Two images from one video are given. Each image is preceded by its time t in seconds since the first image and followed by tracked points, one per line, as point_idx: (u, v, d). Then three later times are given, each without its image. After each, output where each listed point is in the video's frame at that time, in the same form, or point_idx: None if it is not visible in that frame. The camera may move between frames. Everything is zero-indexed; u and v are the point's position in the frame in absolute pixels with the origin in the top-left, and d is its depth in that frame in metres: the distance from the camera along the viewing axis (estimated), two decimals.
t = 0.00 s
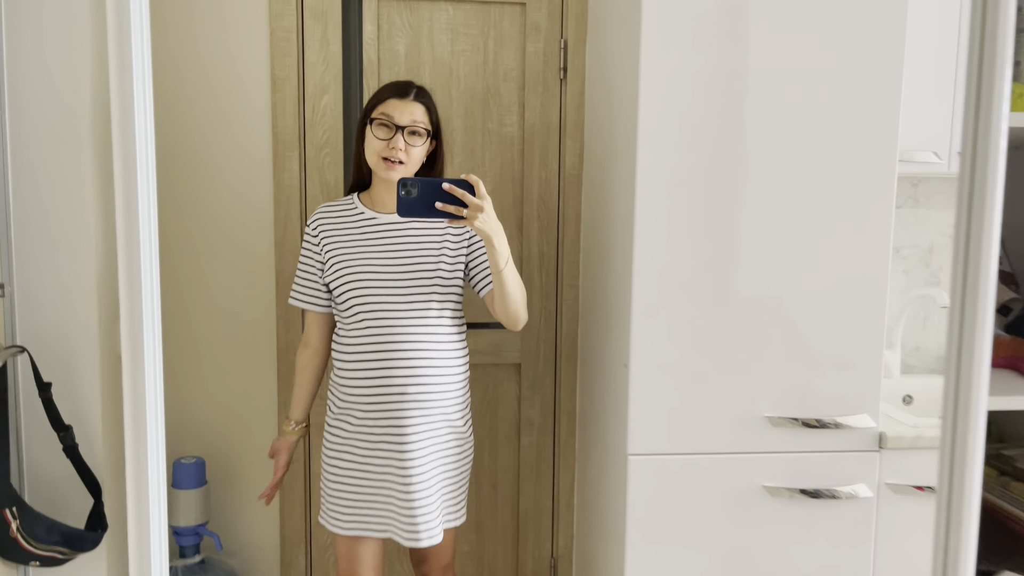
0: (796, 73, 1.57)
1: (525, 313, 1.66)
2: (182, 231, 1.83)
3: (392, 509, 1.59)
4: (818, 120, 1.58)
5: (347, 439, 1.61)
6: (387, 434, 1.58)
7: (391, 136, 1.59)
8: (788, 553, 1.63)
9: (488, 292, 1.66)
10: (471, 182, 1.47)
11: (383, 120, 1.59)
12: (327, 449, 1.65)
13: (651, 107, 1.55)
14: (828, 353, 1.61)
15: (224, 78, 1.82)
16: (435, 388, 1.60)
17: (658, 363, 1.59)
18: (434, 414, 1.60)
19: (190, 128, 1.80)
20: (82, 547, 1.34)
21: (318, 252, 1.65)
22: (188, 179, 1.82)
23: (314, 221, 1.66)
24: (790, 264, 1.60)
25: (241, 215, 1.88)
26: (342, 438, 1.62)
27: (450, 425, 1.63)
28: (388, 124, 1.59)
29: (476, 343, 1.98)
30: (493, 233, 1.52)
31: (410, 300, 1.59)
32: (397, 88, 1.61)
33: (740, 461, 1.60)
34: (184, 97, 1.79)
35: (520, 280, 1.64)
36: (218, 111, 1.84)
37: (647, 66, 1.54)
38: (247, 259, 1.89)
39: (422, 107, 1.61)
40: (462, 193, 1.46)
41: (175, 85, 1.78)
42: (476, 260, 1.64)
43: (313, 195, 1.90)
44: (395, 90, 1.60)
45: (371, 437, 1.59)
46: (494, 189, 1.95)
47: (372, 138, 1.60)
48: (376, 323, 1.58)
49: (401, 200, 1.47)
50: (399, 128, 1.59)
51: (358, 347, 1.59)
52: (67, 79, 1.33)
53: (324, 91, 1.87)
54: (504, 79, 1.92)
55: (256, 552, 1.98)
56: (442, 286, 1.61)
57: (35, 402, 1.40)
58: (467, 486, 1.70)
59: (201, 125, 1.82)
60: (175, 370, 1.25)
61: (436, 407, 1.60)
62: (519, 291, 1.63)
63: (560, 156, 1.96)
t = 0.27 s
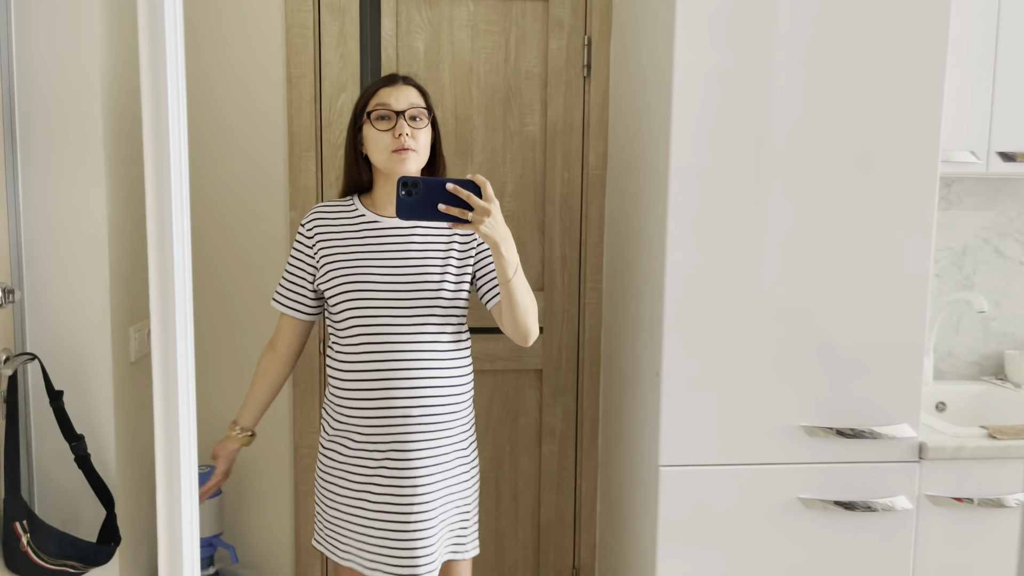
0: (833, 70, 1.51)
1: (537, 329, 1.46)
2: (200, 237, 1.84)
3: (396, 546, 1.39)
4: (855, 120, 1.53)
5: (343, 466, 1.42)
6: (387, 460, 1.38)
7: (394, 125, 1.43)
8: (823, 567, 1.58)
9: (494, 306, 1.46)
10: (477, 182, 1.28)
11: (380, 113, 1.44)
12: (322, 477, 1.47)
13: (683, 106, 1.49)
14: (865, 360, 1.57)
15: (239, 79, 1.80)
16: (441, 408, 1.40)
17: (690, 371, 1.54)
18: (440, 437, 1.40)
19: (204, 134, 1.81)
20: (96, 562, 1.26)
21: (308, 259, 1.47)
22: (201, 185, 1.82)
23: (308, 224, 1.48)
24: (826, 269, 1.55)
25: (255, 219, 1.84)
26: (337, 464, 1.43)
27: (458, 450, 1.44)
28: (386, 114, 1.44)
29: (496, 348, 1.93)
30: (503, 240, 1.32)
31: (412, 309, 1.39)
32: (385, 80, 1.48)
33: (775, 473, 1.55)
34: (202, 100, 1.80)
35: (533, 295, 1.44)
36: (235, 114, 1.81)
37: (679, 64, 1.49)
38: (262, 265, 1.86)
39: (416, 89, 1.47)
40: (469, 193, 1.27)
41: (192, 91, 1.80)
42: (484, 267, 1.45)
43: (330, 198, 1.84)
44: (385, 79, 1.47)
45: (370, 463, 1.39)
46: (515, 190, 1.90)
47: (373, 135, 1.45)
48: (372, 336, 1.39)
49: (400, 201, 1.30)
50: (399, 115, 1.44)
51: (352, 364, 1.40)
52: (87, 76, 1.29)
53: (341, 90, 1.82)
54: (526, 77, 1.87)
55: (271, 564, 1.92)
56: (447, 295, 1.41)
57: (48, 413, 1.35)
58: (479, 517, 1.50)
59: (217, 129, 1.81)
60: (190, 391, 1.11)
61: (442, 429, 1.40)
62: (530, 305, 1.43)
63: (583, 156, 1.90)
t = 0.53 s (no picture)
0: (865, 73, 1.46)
1: (562, 336, 1.36)
2: (206, 239, 1.78)
3: None
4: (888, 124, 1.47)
5: (350, 490, 1.32)
6: (399, 484, 1.28)
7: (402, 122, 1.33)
8: None
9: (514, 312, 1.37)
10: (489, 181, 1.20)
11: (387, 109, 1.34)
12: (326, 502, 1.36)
13: (709, 108, 1.44)
14: (894, 374, 1.51)
15: (249, 77, 1.75)
16: (455, 427, 1.30)
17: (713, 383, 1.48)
18: (455, 458, 1.30)
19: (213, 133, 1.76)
20: None
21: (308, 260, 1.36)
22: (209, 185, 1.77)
23: (311, 227, 1.36)
24: (856, 279, 1.49)
25: (264, 222, 1.79)
26: (344, 488, 1.33)
27: (474, 471, 1.33)
28: (393, 110, 1.34)
29: (510, 356, 1.87)
30: (520, 241, 1.23)
31: (424, 320, 1.29)
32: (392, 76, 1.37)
33: (801, 491, 1.50)
34: (210, 99, 1.75)
35: (556, 299, 1.34)
36: (243, 112, 1.76)
37: (705, 66, 1.43)
38: (270, 268, 1.81)
39: (426, 82, 1.36)
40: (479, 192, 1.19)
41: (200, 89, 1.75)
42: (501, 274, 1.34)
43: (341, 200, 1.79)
44: (393, 72, 1.38)
45: (380, 486, 1.29)
46: (531, 194, 1.84)
47: (378, 132, 1.35)
48: (381, 348, 1.28)
49: (406, 205, 1.22)
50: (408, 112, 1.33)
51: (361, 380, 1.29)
52: (93, 69, 1.25)
53: (353, 90, 1.77)
54: (544, 78, 1.81)
55: None
56: (461, 305, 1.31)
57: (48, 421, 1.29)
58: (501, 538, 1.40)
59: (226, 128, 1.76)
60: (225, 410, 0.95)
61: (457, 450, 1.30)
62: (553, 311, 1.33)
63: (602, 160, 1.85)
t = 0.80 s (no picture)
0: (888, 85, 1.39)
1: (598, 360, 1.25)
2: (202, 238, 1.74)
3: None
4: (912, 139, 1.41)
5: (355, 516, 1.27)
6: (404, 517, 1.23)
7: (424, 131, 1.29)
8: None
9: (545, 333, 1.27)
10: (516, 187, 1.13)
11: (408, 117, 1.30)
12: (331, 523, 1.32)
13: (722, 118, 1.38)
14: (911, 402, 1.44)
15: (251, 74, 1.71)
16: (469, 462, 1.23)
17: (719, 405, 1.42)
18: (466, 494, 1.24)
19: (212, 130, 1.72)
20: None
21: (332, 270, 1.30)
22: (205, 184, 1.73)
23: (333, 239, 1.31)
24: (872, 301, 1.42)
25: (261, 223, 1.75)
26: (350, 513, 1.28)
27: (488, 508, 1.27)
28: (416, 117, 1.30)
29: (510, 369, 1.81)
30: (549, 255, 1.14)
31: (445, 343, 1.22)
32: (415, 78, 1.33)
33: (807, 521, 1.43)
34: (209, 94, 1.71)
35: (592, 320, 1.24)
36: (244, 111, 1.72)
37: (720, 74, 1.37)
38: (267, 271, 1.76)
39: (451, 86, 1.31)
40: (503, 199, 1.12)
41: (199, 85, 1.70)
42: (532, 294, 1.26)
43: (342, 204, 1.75)
44: (416, 76, 1.33)
45: (384, 518, 1.24)
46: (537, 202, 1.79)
47: (400, 142, 1.30)
48: (398, 371, 1.22)
49: (424, 212, 1.17)
50: (430, 118, 1.29)
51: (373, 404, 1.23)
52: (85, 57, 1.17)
53: (358, 90, 1.72)
54: (554, 83, 1.76)
55: None
56: (486, 329, 1.24)
57: (29, 423, 1.26)
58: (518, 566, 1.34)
59: (225, 126, 1.72)
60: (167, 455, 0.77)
61: (469, 486, 1.24)
62: (588, 332, 1.22)
63: (611, 169, 1.79)
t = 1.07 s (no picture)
0: (888, 95, 1.32)
1: (643, 386, 1.08)
2: (175, 239, 1.68)
3: None
4: (914, 152, 1.33)
5: (346, 552, 1.16)
6: (392, 559, 1.11)
7: (439, 139, 1.18)
8: None
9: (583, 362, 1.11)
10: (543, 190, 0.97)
11: (423, 123, 1.19)
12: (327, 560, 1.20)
13: (711, 125, 1.31)
14: (903, 429, 1.36)
15: (230, 71, 1.65)
16: (468, 504, 1.10)
17: (701, 428, 1.34)
18: (462, 539, 1.10)
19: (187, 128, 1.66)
20: None
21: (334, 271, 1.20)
22: (179, 183, 1.67)
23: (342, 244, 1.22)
24: (866, 323, 1.35)
25: (237, 224, 1.69)
26: (343, 548, 1.17)
27: (490, 557, 1.13)
28: (431, 125, 1.19)
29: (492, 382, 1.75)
30: (583, 266, 0.97)
31: (447, 366, 1.09)
32: (431, 78, 1.22)
33: (790, 553, 1.36)
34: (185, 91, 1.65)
35: (634, 340, 1.07)
36: (220, 107, 1.66)
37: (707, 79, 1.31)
38: (241, 274, 1.70)
39: (471, 90, 1.21)
40: (529, 205, 0.96)
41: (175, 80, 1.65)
42: (559, 313, 1.12)
43: (320, 206, 1.69)
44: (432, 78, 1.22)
45: (372, 558, 1.12)
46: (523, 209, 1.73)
47: (414, 151, 1.20)
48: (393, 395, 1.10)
49: (440, 223, 1.03)
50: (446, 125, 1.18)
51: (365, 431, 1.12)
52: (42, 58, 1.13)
53: (339, 90, 1.67)
54: (544, 87, 1.71)
55: None
56: (495, 354, 1.10)
57: None
58: None
59: (202, 124, 1.66)
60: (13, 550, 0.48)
61: (466, 531, 1.10)
62: (631, 354, 1.05)
63: (602, 177, 1.73)
